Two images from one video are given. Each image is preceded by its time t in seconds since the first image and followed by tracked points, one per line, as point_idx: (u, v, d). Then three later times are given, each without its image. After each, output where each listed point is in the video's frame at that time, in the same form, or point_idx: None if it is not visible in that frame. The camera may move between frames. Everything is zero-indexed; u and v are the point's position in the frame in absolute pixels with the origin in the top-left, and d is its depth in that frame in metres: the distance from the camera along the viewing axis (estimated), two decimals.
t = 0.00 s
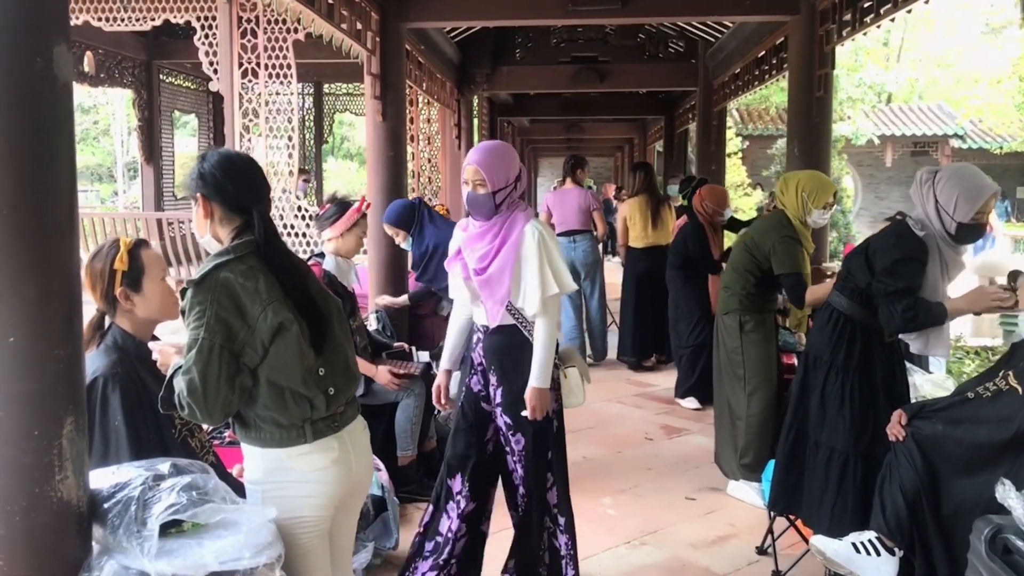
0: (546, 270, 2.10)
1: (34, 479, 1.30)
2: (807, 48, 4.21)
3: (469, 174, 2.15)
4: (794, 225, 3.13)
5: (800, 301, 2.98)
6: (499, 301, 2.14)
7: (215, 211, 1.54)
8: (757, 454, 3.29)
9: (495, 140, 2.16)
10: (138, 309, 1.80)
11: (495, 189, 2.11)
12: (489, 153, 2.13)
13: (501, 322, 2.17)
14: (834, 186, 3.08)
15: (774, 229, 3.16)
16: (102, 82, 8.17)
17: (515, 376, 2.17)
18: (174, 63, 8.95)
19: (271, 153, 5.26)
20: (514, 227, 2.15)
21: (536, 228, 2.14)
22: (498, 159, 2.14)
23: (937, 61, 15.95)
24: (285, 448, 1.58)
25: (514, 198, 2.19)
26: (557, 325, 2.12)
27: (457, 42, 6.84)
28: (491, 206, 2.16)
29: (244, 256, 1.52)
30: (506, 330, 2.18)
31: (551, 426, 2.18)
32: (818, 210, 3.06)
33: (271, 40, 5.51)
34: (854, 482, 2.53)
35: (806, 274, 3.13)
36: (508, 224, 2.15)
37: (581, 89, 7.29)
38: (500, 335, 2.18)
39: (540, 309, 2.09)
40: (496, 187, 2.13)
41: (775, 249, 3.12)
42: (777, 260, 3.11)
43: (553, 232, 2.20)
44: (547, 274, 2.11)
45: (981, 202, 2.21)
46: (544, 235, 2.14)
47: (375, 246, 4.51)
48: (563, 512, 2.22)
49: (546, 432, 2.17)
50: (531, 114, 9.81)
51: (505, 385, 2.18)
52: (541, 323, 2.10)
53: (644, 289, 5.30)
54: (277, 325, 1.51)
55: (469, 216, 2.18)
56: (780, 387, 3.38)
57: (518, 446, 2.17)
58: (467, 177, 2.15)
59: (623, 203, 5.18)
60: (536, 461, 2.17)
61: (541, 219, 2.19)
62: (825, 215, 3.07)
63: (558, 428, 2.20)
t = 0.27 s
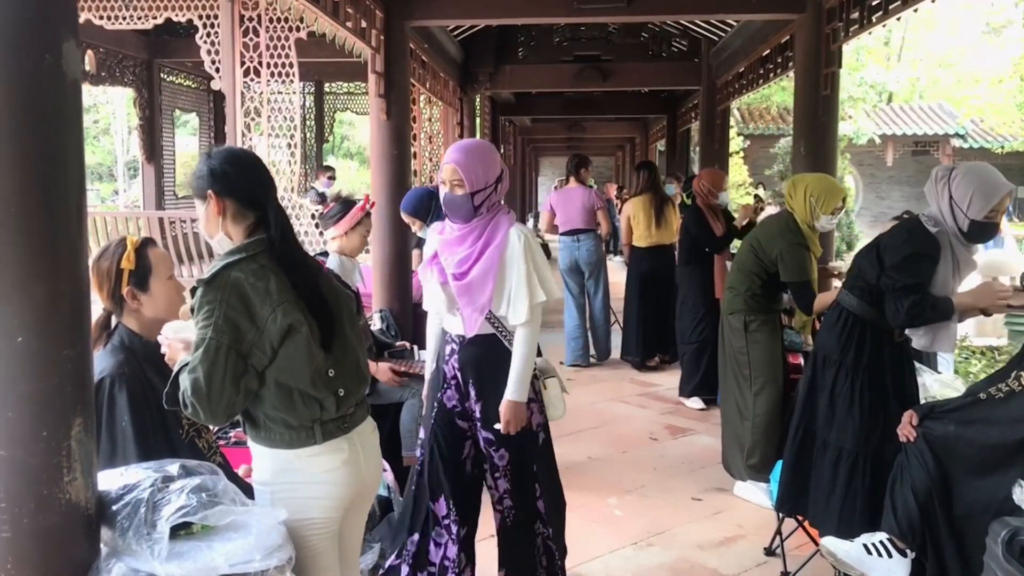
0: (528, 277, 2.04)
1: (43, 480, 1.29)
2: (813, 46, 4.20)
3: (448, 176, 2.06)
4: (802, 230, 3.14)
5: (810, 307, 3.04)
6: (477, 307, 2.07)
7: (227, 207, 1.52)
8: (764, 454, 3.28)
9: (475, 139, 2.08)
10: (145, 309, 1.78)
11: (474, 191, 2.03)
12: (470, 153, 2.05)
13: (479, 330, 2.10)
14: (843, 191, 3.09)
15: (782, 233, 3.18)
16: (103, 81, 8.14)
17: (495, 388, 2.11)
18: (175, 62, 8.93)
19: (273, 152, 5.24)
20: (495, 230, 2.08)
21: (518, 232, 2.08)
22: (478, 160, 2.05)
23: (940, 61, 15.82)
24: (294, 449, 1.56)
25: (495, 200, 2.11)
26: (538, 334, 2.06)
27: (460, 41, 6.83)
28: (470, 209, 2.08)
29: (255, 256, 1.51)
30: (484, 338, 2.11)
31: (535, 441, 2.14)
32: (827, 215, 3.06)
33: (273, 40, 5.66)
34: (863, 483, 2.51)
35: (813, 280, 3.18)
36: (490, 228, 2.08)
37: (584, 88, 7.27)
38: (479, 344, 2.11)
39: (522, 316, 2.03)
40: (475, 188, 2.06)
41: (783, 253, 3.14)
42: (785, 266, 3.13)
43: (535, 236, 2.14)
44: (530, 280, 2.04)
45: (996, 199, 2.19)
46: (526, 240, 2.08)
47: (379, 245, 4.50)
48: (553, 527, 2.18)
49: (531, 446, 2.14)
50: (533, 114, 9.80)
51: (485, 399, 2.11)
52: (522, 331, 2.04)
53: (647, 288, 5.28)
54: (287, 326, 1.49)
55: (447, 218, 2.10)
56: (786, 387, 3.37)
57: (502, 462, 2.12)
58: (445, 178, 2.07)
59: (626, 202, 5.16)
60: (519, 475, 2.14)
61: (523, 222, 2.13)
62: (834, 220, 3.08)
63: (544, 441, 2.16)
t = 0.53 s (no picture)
0: (509, 277, 1.96)
1: (45, 481, 1.27)
2: (818, 44, 4.17)
3: (425, 169, 1.97)
4: (808, 230, 3.14)
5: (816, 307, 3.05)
6: (457, 309, 1.99)
7: (236, 205, 1.52)
8: (769, 455, 3.26)
9: (455, 131, 1.99)
10: (149, 308, 1.77)
11: (452, 186, 1.94)
12: (449, 146, 1.96)
13: (458, 332, 2.02)
14: (850, 192, 3.09)
15: (787, 234, 3.18)
16: (104, 80, 8.13)
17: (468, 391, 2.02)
18: (176, 61, 8.90)
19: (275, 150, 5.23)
20: (475, 228, 1.99)
21: (498, 230, 1.99)
22: (457, 153, 1.96)
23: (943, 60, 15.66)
24: (299, 451, 1.54)
25: (476, 195, 2.03)
26: (517, 336, 1.97)
27: (461, 40, 6.81)
28: (449, 205, 1.99)
29: (261, 254, 1.50)
30: (463, 341, 2.02)
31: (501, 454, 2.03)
32: (833, 216, 3.07)
33: (274, 39, 5.77)
34: (870, 483, 2.49)
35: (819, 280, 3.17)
36: (469, 226, 2.00)
37: (585, 87, 7.25)
38: (459, 347, 2.02)
39: (502, 318, 1.94)
40: (455, 184, 1.97)
41: (789, 253, 3.14)
42: (791, 266, 3.13)
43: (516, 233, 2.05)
44: (511, 281, 1.96)
45: (1007, 199, 2.17)
46: (507, 238, 1.99)
47: (381, 244, 4.48)
48: (516, 550, 2.06)
49: (499, 459, 2.03)
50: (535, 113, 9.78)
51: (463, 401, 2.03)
52: (501, 333, 1.94)
53: (650, 288, 5.27)
54: (291, 326, 1.47)
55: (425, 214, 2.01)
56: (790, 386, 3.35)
57: (462, 471, 2.00)
58: (422, 172, 1.97)
59: (629, 201, 5.14)
60: (479, 490, 2.02)
61: (504, 219, 2.05)
62: (840, 221, 3.09)
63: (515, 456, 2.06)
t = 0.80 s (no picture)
0: (488, 288, 1.86)
1: (42, 486, 1.24)
2: (822, 43, 4.15)
3: (409, 170, 1.88)
4: (812, 230, 3.13)
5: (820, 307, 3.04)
6: (436, 317, 1.91)
7: (239, 203, 1.51)
8: (773, 457, 3.23)
9: (445, 129, 1.89)
10: (148, 309, 1.74)
11: (435, 190, 1.85)
12: (436, 147, 1.86)
13: (438, 342, 1.94)
14: (854, 192, 3.08)
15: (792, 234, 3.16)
16: (103, 80, 8.09)
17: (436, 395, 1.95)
18: (175, 61, 8.87)
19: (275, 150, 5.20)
20: (458, 235, 1.90)
21: (483, 237, 1.89)
22: (443, 154, 1.86)
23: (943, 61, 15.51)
24: (301, 453, 1.51)
25: (466, 198, 1.93)
26: (492, 351, 1.87)
27: (462, 40, 6.78)
28: (433, 209, 1.89)
29: (264, 252, 1.48)
30: (443, 352, 1.95)
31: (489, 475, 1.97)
32: (838, 216, 3.05)
33: (274, 38, 5.82)
34: (877, 486, 2.46)
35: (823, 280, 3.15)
36: (455, 232, 1.90)
37: (587, 86, 7.22)
38: (438, 357, 1.95)
39: (478, 332, 1.84)
40: (441, 187, 1.87)
41: (793, 253, 3.12)
42: (794, 266, 3.11)
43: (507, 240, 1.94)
44: (491, 293, 1.86)
45: (1017, 201, 2.16)
46: (492, 246, 1.89)
47: (382, 245, 4.45)
48: None
49: (482, 483, 1.95)
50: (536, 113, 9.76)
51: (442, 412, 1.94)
52: (475, 348, 1.84)
53: (652, 288, 5.25)
54: (294, 326, 1.45)
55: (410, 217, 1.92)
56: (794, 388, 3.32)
57: (444, 495, 1.91)
58: (408, 173, 1.88)
59: (630, 201, 5.12)
60: (461, 515, 1.93)
61: (493, 224, 1.94)
62: (845, 221, 3.07)
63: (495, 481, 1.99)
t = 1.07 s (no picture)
0: (468, 296, 1.77)
1: (34, 495, 1.21)
2: (826, 41, 4.10)
3: (400, 168, 1.85)
4: (817, 229, 3.10)
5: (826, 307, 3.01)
6: (424, 320, 1.87)
7: (236, 203, 1.50)
8: (778, 459, 3.20)
9: (436, 125, 1.83)
10: (144, 310, 1.70)
11: (423, 189, 1.80)
12: (423, 144, 1.81)
13: (427, 347, 1.89)
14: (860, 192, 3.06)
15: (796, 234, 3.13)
16: (101, 78, 8.05)
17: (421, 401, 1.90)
18: (174, 60, 8.83)
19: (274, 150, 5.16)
20: (448, 237, 1.83)
21: (470, 241, 1.81)
22: (433, 151, 1.80)
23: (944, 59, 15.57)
24: (301, 459, 1.47)
25: (460, 198, 1.87)
26: (475, 361, 1.79)
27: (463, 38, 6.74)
28: (422, 210, 1.84)
29: (262, 254, 1.45)
30: (430, 359, 1.89)
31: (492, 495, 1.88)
32: (843, 215, 3.03)
33: (274, 36, 5.79)
34: (885, 489, 2.43)
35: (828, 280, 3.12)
36: (444, 233, 1.84)
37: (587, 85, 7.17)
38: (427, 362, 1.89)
39: (455, 341, 1.77)
40: (430, 186, 1.82)
41: (797, 253, 3.09)
42: (799, 265, 3.08)
43: (501, 241, 1.85)
44: (471, 300, 1.78)
45: None
46: (479, 249, 1.81)
47: (382, 244, 4.42)
48: None
49: (463, 503, 1.82)
50: (536, 112, 9.72)
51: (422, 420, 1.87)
52: (454, 359, 1.77)
53: (653, 288, 5.21)
54: (293, 329, 1.42)
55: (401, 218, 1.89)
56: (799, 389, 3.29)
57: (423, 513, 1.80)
58: (397, 172, 1.84)
59: (632, 200, 5.09)
60: (445, 536, 1.81)
61: (486, 225, 1.86)
62: (850, 220, 3.05)
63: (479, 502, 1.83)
